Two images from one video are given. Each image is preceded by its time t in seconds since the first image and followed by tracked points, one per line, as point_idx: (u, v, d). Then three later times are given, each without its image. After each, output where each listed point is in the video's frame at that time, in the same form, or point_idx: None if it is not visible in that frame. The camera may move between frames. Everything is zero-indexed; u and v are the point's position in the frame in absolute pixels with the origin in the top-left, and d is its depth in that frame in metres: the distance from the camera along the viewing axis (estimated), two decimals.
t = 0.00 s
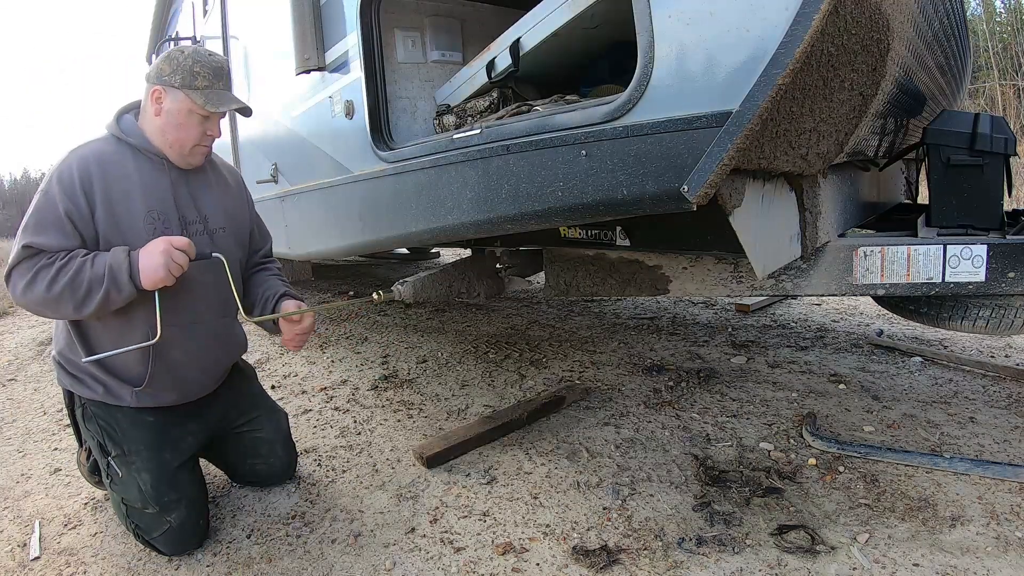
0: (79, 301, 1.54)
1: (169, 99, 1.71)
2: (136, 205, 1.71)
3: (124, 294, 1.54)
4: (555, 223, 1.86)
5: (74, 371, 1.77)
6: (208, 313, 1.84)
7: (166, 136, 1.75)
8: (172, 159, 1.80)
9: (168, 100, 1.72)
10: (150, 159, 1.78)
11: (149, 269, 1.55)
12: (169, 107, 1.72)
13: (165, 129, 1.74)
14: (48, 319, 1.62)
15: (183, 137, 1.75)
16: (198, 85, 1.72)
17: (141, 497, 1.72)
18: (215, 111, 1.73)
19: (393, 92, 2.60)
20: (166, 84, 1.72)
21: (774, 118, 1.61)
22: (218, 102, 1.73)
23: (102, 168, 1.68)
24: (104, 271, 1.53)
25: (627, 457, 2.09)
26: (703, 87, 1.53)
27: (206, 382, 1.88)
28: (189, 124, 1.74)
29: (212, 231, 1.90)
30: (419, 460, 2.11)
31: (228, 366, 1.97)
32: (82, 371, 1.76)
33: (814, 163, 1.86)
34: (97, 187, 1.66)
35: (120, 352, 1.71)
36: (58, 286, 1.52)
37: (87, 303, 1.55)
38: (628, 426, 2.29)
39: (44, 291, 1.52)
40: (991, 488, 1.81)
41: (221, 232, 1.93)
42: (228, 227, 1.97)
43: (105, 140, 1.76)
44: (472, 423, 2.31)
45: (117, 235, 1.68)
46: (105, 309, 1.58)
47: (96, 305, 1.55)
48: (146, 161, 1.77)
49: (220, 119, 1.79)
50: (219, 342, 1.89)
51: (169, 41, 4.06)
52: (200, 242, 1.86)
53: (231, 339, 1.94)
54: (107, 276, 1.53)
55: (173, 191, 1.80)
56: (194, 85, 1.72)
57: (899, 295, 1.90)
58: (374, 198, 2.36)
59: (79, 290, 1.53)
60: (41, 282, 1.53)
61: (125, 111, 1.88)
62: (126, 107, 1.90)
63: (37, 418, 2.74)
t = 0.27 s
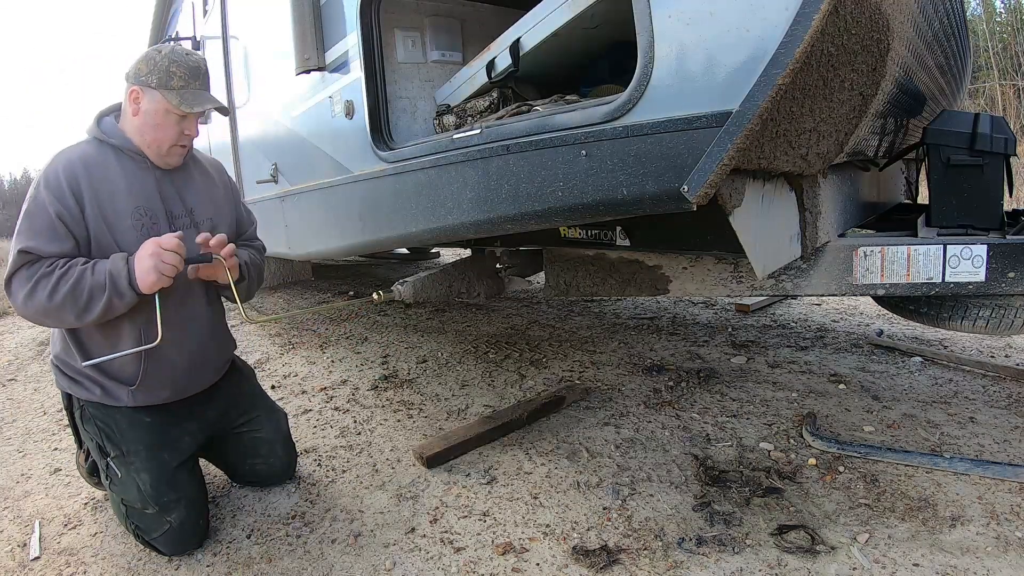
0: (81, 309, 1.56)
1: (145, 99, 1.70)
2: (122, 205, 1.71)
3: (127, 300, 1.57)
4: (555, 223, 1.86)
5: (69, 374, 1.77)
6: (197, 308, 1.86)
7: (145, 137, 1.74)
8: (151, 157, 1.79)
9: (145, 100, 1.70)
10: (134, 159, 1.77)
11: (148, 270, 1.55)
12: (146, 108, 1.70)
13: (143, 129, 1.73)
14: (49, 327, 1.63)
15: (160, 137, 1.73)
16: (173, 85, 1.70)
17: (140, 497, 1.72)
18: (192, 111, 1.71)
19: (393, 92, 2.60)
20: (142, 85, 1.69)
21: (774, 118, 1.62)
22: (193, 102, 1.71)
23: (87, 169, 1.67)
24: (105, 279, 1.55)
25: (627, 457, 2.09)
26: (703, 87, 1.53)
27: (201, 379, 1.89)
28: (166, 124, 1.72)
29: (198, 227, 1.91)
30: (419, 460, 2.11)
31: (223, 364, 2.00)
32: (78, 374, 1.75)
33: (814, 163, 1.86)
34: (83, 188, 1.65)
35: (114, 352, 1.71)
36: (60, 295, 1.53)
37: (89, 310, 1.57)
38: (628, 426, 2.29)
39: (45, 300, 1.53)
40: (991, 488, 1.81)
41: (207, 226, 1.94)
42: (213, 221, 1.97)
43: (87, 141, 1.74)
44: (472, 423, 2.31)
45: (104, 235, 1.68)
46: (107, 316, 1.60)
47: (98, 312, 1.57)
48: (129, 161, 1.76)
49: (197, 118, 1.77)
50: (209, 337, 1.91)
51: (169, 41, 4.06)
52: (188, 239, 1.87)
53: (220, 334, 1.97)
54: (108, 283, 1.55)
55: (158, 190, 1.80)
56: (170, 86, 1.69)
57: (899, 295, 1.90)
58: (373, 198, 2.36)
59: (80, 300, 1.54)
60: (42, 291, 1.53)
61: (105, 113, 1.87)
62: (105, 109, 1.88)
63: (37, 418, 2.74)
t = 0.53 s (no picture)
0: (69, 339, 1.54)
1: (107, 102, 1.68)
2: (97, 208, 1.71)
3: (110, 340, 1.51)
4: (555, 223, 1.86)
5: (66, 381, 1.78)
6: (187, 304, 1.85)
7: (114, 139, 1.72)
8: (125, 159, 1.77)
9: (108, 103, 1.68)
10: (109, 163, 1.77)
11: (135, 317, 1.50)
12: (110, 111, 1.68)
13: (111, 132, 1.72)
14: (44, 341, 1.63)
15: (129, 137, 1.71)
16: (133, 83, 1.67)
17: (139, 496, 1.73)
18: (154, 107, 1.68)
19: (393, 92, 2.60)
20: (101, 88, 1.67)
21: (774, 118, 1.61)
22: (154, 99, 1.67)
23: (61, 177, 1.68)
24: (87, 316, 1.50)
25: (627, 457, 2.09)
26: (702, 87, 1.53)
27: (196, 376, 1.87)
28: (132, 123, 1.70)
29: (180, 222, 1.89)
30: (419, 460, 2.11)
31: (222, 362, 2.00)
32: (73, 379, 1.76)
33: (813, 163, 1.86)
34: (57, 195, 1.66)
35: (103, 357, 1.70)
36: (48, 325, 1.51)
37: (77, 342, 1.54)
38: (628, 426, 2.29)
39: (35, 328, 1.52)
40: (991, 488, 1.81)
41: (190, 220, 1.91)
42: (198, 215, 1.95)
43: (62, 151, 1.75)
44: (471, 423, 2.31)
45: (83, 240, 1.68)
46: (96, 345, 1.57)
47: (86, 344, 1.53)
48: (104, 165, 1.76)
49: (164, 113, 1.73)
50: (202, 334, 1.90)
51: (168, 41, 4.06)
52: (170, 235, 1.85)
53: (216, 331, 1.96)
54: (90, 321, 1.50)
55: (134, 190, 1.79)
56: (129, 86, 1.67)
57: (898, 295, 1.90)
58: (373, 197, 2.36)
59: (68, 331, 1.52)
60: (33, 317, 1.52)
61: (80, 123, 1.87)
62: (81, 118, 1.89)
63: (37, 418, 2.74)
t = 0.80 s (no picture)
0: (36, 353, 1.55)
1: (94, 107, 1.68)
2: (79, 214, 1.70)
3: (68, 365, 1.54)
4: (555, 223, 1.86)
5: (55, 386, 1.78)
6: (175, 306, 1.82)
7: (102, 144, 1.72)
8: (112, 163, 1.77)
9: (96, 108, 1.68)
10: (93, 169, 1.76)
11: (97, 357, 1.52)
12: (98, 115, 1.68)
13: (99, 137, 1.71)
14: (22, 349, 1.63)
15: (117, 141, 1.71)
16: (121, 87, 1.67)
17: (138, 496, 1.73)
18: (144, 110, 1.68)
19: (393, 92, 2.60)
20: (88, 93, 1.67)
21: (774, 118, 1.61)
22: (144, 101, 1.68)
23: (44, 184, 1.68)
24: (54, 339, 1.52)
25: (627, 457, 2.09)
26: (702, 87, 1.52)
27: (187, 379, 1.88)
28: (120, 126, 1.70)
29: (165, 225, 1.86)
30: (419, 460, 2.11)
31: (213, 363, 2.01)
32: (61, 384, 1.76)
33: (813, 163, 1.86)
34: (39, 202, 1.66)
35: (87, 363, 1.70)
36: (15, 337, 1.52)
37: (40, 358, 1.56)
38: (628, 426, 2.29)
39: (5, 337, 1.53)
40: (991, 488, 1.81)
41: (175, 222, 1.89)
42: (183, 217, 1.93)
43: (47, 158, 1.75)
44: (471, 423, 2.31)
45: (65, 246, 1.68)
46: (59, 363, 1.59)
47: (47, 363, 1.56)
48: (87, 171, 1.75)
49: (152, 116, 1.74)
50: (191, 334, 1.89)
51: (168, 41, 4.06)
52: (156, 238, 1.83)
53: (207, 331, 1.95)
54: (55, 344, 1.52)
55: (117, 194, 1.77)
56: (118, 89, 1.67)
57: (898, 295, 1.90)
58: (373, 197, 2.36)
59: (36, 346, 1.53)
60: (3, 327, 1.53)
61: (62, 130, 1.85)
62: (63, 125, 1.87)
63: (37, 418, 2.74)
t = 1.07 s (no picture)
0: (25, 329, 1.56)
1: (96, 103, 1.67)
2: (66, 211, 1.69)
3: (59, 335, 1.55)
4: (555, 223, 1.86)
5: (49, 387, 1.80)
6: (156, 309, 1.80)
7: (100, 140, 1.71)
8: (106, 161, 1.76)
9: (98, 104, 1.68)
10: (84, 167, 1.75)
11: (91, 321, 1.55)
12: (99, 112, 1.68)
13: (98, 134, 1.71)
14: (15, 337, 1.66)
15: (116, 138, 1.71)
16: (123, 84, 1.68)
17: (136, 497, 1.73)
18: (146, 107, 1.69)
19: (393, 92, 2.60)
20: (91, 89, 1.67)
21: (773, 118, 1.61)
22: (146, 98, 1.69)
23: (31, 180, 1.68)
24: (44, 310, 1.53)
25: (627, 457, 2.09)
26: (702, 87, 1.52)
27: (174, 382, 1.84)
28: (121, 123, 1.70)
29: (148, 227, 1.82)
30: (419, 460, 2.11)
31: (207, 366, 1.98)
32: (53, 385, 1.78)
33: (814, 163, 1.86)
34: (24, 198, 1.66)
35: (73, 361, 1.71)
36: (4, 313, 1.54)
37: (29, 333, 1.56)
38: (628, 426, 2.29)
39: None
40: (991, 488, 1.81)
41: (159, 225, 1.84)
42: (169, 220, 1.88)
43: (42, 155, 1.76)
44: (471, 423, 2.31)
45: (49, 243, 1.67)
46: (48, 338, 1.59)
47: (36, 338, 1.57)
48: (79, 168, 1.75)
49: (153, 115, 1.74)
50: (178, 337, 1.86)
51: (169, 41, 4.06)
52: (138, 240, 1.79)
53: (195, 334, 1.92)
54: (45, 314, 1.53)
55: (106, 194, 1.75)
56: (120, 86, 1.68)
57: (898, 295, 1.90)
58: (373, 197, 2.36)
59: (24, 321, 1.54)
60: None
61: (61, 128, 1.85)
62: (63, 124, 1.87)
63: (37, 418, 2.74)
